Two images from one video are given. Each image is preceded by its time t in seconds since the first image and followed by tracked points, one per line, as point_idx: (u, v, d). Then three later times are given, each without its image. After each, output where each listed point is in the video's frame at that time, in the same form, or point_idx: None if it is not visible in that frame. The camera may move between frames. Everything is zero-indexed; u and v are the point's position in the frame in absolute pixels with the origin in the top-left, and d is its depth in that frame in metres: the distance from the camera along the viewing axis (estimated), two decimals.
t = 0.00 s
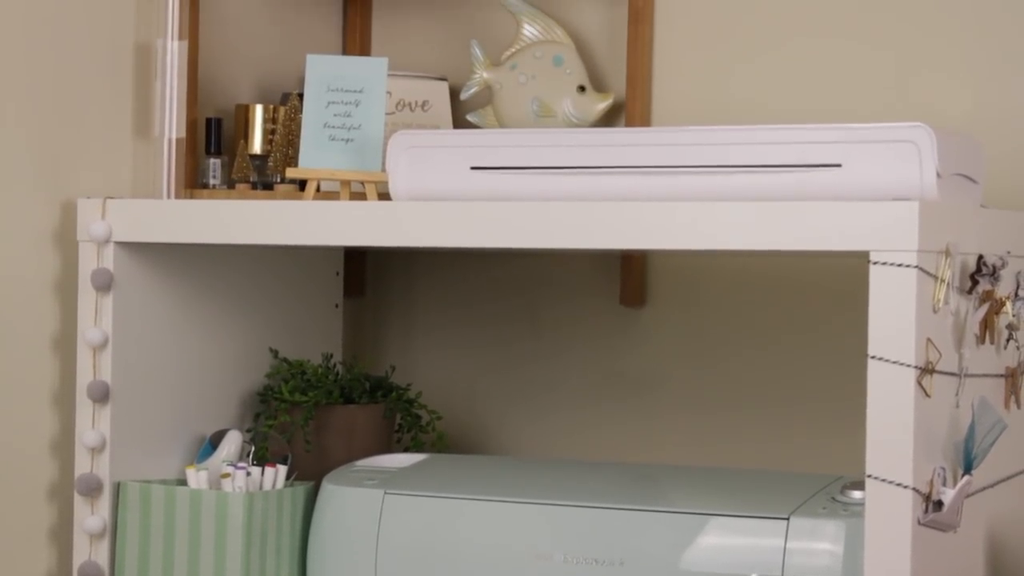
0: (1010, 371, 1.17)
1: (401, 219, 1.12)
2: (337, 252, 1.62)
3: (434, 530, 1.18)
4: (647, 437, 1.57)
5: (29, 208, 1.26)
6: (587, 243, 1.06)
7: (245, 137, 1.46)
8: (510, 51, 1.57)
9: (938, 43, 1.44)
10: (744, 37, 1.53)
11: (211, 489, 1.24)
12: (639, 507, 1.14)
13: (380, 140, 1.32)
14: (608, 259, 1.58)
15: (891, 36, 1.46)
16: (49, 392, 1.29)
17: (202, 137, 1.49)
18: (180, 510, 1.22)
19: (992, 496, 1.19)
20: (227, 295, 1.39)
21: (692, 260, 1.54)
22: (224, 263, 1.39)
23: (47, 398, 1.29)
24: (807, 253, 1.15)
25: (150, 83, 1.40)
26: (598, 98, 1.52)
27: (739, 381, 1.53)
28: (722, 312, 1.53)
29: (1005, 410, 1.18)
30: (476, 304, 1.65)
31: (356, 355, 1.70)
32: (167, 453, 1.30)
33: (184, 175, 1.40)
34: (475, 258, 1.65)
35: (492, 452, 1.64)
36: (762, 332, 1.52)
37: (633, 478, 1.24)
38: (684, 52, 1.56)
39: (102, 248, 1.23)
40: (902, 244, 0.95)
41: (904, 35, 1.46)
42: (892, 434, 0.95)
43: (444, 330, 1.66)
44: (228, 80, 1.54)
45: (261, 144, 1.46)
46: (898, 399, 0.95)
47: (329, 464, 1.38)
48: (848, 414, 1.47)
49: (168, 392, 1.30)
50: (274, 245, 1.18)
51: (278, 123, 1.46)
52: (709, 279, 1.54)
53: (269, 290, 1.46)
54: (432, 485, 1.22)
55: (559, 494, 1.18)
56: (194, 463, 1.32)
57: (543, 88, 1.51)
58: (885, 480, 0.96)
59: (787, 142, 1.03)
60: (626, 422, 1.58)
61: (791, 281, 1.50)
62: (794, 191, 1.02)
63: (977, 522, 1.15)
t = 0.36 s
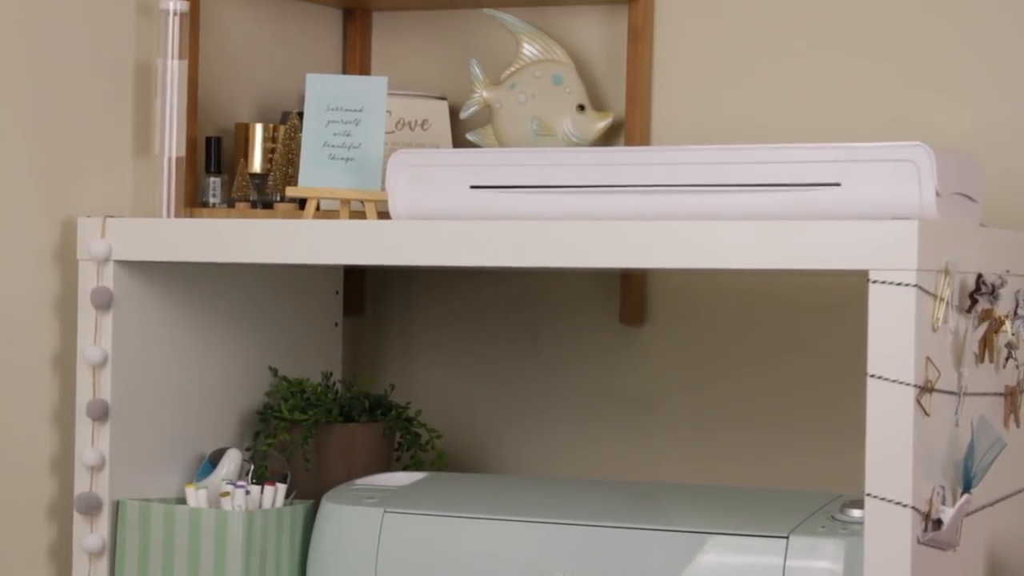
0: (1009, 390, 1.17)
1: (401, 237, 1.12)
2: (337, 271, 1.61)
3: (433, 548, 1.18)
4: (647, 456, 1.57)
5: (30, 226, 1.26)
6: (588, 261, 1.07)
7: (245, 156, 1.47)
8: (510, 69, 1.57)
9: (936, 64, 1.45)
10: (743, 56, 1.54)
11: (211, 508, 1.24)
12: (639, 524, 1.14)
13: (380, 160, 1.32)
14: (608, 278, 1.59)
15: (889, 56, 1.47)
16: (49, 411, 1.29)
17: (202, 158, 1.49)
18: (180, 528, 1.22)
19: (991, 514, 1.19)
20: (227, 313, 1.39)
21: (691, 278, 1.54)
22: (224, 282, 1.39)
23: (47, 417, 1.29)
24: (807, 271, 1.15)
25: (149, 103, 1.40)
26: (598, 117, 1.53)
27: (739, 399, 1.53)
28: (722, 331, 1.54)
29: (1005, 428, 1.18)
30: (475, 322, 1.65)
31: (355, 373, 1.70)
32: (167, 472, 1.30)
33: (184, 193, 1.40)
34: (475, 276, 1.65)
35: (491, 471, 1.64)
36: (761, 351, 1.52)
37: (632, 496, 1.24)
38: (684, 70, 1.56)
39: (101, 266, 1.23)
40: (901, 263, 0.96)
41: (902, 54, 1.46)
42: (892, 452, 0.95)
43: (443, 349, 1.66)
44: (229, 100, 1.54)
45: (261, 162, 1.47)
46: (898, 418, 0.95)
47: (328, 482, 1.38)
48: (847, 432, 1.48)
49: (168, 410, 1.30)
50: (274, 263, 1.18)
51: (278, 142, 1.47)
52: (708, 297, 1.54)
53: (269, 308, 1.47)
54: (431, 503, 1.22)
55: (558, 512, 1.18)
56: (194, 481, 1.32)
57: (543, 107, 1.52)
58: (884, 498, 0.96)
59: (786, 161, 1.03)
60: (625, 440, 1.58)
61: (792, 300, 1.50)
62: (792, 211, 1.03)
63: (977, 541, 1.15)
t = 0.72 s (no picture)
0: (1009, 401, 1.17)
1: (400, 248, 1.12)
2: (337, 281, 1.62)
3: (432, 559, 1.18)
4: (646, 466, 1.57)
5: (29, 237, 1.27)
6: (589, 271, 1.07)
7: (244, 166, 1.47)
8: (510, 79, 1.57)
9: (935, 75, 1.45)
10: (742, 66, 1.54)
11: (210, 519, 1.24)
12: (639, 534, 1.14)
13: (380, 170, 1.32)
14: (607, 288, 1.59)
15: (889, 66, 1.47)
16: (49, 422, 1.29)
17: (202, 168, 1.50)
18: (180, 538, 1.22)
19: (991, 524, 1.19)
20: (227, 323, 1.39)
21: (691, 289, 1.55)
22: (224, 292, 1.39)
23: (46, 428, 1.29)
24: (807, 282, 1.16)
25: (149, 114, 1.40)
26: (597, 127, 1.53)
27: (739, 410, 1.53)
28: (721, 342, 1.54)
29: (1004, 439, 1.18)
30: (475, 332, 1.65)
31: (355, 384, 1.70)
32: (167, 483, 1.30)
33: (183, 204, 1.40)
34: (475, 286, 1.65)
35: (490, 481, 1.64)
36: (761, 361, 1.52)
37: (632, 506, 1.24)
38: (683, 81, 1.56)
39: (101, 277, 1.24)
40: (901, 273, 0.96)
41: (902, 65, 1.47)
42: (891, 462, 0.95)
43: (443, 360, 1.66)
44: (228, 111, 1.54)
45: (261, 173, 1.47)
46: (898, 429, 0.95)
47: (327, 492, 1.38)
48: (847, 442, 1.48)
49: (167, 421, 1.30)
50: (274, 274, 1.19)
51: (277, 153, 1.47)
52: (707, 308, 1.54)
53: (268, 318, 1.47)
54: (431, 513, 1.22)
55: (557, 522, 1.18)
56: (193, 492, 1.32)
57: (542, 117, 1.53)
58: (883, 508, 0.96)
59: (785, 172, 1.04)
60: (624, 450, 1.58)
61: (792, 310, 1.51)
62: (792, 222, 1.03)
63: (977, 551, 1.15)
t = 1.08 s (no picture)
0: (1009, 413, 1.18)
1: (401, 260, 1.13)
2: (337, 294, 1.62)
3: (432, 570, 1.18)
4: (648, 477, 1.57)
5: (30, 249, 1.27)
6: (589, 283, 1.07)
7: (245, 179, 1.47)
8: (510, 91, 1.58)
9: (934, 87, 1.46)
10: (741, 79, 1.54)
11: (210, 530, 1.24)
12: (639, 546, 1.13)
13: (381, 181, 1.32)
14: (608, 300, 1.59)
15: (888, 79, 1.48)
16: (49, 433, 1.29)
17: (202, 180, 1.50)
18: (180, 550, 1.22)
19: (992, 536, 1.19)
20: (228, 333, 1.39)
21: (691, 300, 1.55)
22: (224, 304, 1.39)
23: (46, 440, 1.29)
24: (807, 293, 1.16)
25: (150, 126, 1.41)
26: (598, 139, 1.53)
27: (739, 421, 1.53)
28: (720, 353, 1.54)
29: (1004, 451, 1.18)
30: (474, 344, 1.65)
31: (355, 395, 1.70)
32: (167, 494, 1.30)
33: (184, 216, 1.41)
34: (475, 297, 1.65)
35: (490, 493, 1.64)
36: (760, 373, 1.52)
37: (632, 518, 1.24)
38: (683, 93, 1.57)
39: (102, 288, 1.24)
40: (901, 286, 0.96)
41: (900, 77, 1.47)
42: (891, 474, 0.95)
43: (443, 371, 1.66)
44: (229, 123, 1.55)
45: (261, 185, 1.47)
46: (898, 441, 0.95)
47: (327, 504, 1.38)
48: (847, 453, 1.48)
49: (168, 433, 1.30)
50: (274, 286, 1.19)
51: (278, 165, 1.47)
52: (707, 319, 1.54)
53: (269, 330, 1.47)
54: (430, 525, 1.22)
55: (558, 534, 1.18)
56: (194, 504, 1.32)
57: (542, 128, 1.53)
58: (883, 520, 0.96)
59: (785, 184, 1.04)
60: (625, 462, 1.58)
61: (791, 321, 1.51)
62: (791, 234, 1.03)
63: (978, 563, 1.15)
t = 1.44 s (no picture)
0: (1009, 423, 1.18)
1: (401, 269, 1.13)
2: (337, 304, 1.62)
3: None
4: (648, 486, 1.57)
5: (30, 258, 1.27)
6: (588, 293, 1.07)
7: (245, 189, 1.47)
8: (510, 101, 1.58)
9: (933, 97, 1.46)
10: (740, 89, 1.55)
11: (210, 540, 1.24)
12: (640, 556, 1.13)
13: (380, 190, 1.33)
14: (609, 309, 1.59)
15: (886, 89, 1.48)
16: (49, 443, 1.29)
17: (202, 190, 1.50)
18: (180, 560, 1.22)
19: (993, 545, 1.19)
20: (227, 341, 1.39)
21: (691, 309, 1.55)
22: (224, 314, 1.39)
23: (46, 449, 1.29)
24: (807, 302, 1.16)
25: (149, 136, 1.41)
26: (597, 149, 1.54)
27: (739, 431, 1.53)
28: (720, 363, 1.54)
29: (1004, 460, 1.18)
30: (474, 353, 1.65)
31: (355, 404, 1.70)
32: (167, 504, 1.30)
33: (184, 225, 1.41)
34: (475, 307, 1.65)
35: (489, 502, 1.64)
36: (760, 383, 1.52)
37: (632, 527, 1.24)
38: (682, 103, 1.57)
39: (102, 298, 1.24)
40: (901, 296, 0.96)
41: (898, 88, 1.48)
42: (891, 484, 0.95)
43: (443, 380, 1.66)
44: (229, 132, 1.55)
45: (261, 195, 1.47)
46: (898, 450, 0.95)
47: (328, 513, 1.38)
48: (847, 463, 1.48)
49: (168, 442, 1.30)
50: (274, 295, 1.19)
51: (278, 174, 1.47)
52: (707, 328, 1.54)
53: (269, 340, 1.47)
54: (430, 535, 1.22)
55: (558, 543, 1.18)
56: (194, 513, 1.32)
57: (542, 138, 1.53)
58: (884, 530, 0.96)
59: (785, 194, 1.04)
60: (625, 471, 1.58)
61: (791, 331, 1.51)
62: (791, 244, 1.03)
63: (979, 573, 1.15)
